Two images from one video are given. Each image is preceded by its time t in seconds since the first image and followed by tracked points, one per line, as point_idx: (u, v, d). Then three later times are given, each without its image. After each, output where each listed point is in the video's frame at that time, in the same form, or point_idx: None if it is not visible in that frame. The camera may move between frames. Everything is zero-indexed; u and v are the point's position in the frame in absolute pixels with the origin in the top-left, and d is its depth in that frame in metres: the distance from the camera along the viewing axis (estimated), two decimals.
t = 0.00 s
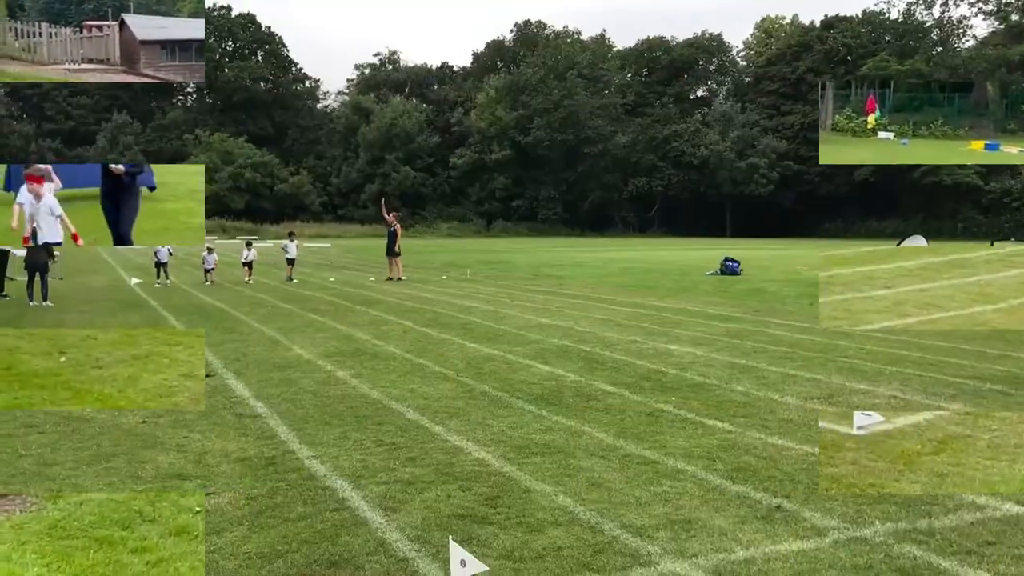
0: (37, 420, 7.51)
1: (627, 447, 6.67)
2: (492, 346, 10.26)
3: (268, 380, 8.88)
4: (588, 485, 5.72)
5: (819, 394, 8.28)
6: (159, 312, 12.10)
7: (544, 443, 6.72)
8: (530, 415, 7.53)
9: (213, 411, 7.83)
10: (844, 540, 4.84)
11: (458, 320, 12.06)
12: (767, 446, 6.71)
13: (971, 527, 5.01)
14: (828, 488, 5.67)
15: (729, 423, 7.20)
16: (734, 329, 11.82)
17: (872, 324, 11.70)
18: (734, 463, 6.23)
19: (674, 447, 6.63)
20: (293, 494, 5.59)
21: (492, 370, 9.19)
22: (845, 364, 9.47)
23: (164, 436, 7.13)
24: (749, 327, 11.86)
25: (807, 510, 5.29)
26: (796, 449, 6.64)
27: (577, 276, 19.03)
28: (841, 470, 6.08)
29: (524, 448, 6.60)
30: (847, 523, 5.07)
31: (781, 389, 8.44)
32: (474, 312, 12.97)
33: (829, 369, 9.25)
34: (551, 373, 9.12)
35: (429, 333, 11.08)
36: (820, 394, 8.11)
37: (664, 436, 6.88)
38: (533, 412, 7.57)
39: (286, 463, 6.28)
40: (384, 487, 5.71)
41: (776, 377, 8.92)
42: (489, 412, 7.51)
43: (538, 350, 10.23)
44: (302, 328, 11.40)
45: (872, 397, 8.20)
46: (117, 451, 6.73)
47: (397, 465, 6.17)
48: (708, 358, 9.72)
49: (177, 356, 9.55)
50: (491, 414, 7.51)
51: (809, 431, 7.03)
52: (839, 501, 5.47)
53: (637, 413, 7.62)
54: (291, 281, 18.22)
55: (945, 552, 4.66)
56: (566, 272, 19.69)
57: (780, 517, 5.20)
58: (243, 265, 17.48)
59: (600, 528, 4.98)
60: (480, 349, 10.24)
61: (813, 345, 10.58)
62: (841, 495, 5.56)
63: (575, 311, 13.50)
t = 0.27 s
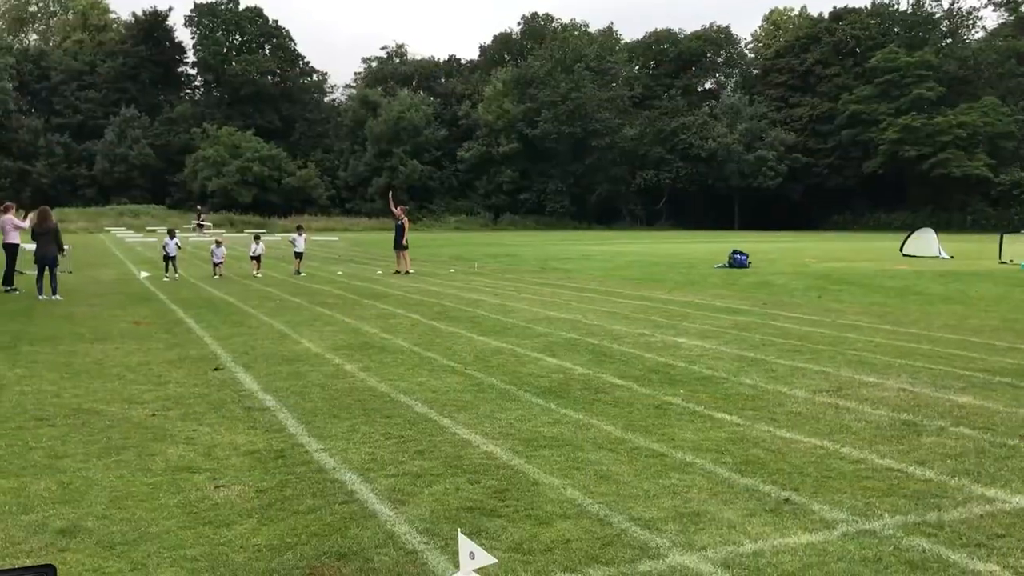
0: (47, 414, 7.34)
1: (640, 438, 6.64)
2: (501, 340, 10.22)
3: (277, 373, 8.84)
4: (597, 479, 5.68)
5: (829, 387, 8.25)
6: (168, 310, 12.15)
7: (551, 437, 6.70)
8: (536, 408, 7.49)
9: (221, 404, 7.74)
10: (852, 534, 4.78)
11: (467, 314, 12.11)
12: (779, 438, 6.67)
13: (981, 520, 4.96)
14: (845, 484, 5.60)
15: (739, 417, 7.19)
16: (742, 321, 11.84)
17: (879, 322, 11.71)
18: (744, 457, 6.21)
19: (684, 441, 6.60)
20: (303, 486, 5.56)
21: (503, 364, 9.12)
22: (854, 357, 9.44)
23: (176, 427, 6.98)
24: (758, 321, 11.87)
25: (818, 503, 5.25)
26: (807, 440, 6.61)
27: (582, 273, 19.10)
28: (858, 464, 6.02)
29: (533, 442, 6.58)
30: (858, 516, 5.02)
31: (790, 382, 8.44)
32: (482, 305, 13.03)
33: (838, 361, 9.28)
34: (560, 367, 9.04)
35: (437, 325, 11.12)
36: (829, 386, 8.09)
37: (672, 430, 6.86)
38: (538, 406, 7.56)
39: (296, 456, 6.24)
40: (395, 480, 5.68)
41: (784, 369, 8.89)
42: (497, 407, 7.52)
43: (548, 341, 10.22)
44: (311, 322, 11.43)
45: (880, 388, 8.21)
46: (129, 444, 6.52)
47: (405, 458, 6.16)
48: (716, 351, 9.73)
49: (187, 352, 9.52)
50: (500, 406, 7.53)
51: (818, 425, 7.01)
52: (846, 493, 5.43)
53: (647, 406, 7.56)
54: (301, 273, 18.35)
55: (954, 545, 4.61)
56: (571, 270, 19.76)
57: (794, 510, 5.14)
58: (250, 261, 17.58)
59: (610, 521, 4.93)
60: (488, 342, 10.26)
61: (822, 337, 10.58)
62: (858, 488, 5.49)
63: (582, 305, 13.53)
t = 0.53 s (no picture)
0: (52, 411, 7.34)
1: (643, 436, 6.61)
2: (505, 338, 10.25)
3: (281, 369, 8.86)
4: (602, 476, 5.68)
5: (836, 383, 8.22)
6: (174, 307, 12.15)
7: (555, 434, 6.69)
8: (542, 406, 7.52)
9: (227, 401, 7.75)
10: (858, 531, 4.77)
11: (471, 311, 12.10)
12: (782, 435, 6.68)
13: (988, 517, 4.94)
14: (851, 480, 5.58)
15: (742, 416, 7.18)
16: (747, 317, 11.84)
17: (888, 319, 11.72)
18: (750, 452, 6.21)
19: (689, 436, 6.61)
20: (308, 482, 5.56)
21: (507, 361, 9.14)
22: (859, 354, 9.40)
23: (181, 425, 6.97)
24: (763, 316, 11.86)
25: (824, 500, 5.24)
26: (816, 438, 6.56)
27: (587, 271, 19.07)
28: (865, 461, 6.00)
29: (538, 439, 6.58)
30: (864, 513, 5.00)
31: (796, 378, 8.41)
32: (485, 302, 13.01)
33: (844, 357, 9.26)
34: (563, 363, 9.08)
35: (442, 323, 11.15)
36: (835, 382, 8.06)
37: (677, 426, 6.86)
38: (542, 404, 7.54)
39: (302, 452, 6.24)
40: (399, 477, 5.68)
41: (789, 365, 8.88)
42: (502, 404, 7.51)
43: (553, 339, 10.25)
44: (316, 319, 11.41)
45: (887, 384, 8.18)
46: (135, 441, 6.51)
47: (411, 455, 6.17)
48: (720, 347, 9.73)
49: (193, 349, 9.52)
50: (505, 405, 7.50)
51: (823, 421, 6.99)
52: (857, 490, 5.41)
53: (652, 404, 7.54)
54: (306, 271, 18.35)
55: (962, 541, 4.60)
56: (576, 267, 19.76)
57: (801, 507, 5.12)
58: (257, 258, 17.58)
59: (616, 518, 4.93)
60: (493, 338, 10.26)
61: (825, 333, 10.58)
62: (863, 485, 5.48)
63: (584, 302, 13.56)
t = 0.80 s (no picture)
0: (55, 410, 7.34)
1: (646, 434, 6.58)
2: (507, 337, 10.23)
3: (284, 368, 8.85)
4: (605, 475, 5.66)
5: (839, 382, 8.19)
6: (177, 306, 12.14)
7: (558, 433, 6.67)
8: (545, 404, 7.49)
9: (229, 399, 7.74)
10: (862, 529, 4.75)
11: (473, 311, 12.08)
12: (786, 434, 6.65)
13: (991, 516, 4.91)
14: (853, 478, 5.57)
15: (745, 415, 7.16)
16: (750, 316, 11.82)
17: (891, 317, 11.69)
18: (753, 452, 6.19)
19: (692, 435, 6.58)
20: (310, 481, 5.55)
21: (510, 360, 9.11)
22: (862, 353, 9.37)
23: (183, 423, 6.97)
24: (767, 316, 11.83)
25: (828, 499, 5.22)
26: (818, 437, 6.53)
27: (591, 270, 19.05)
28: (868, 460, 5.98)
29: (541, 437, 6.56)
30: (868, 512, 4.99)
31: (798, 377, 8.39)
32: (488, 301, 12.98)
33: (847, 356, 9.24)
34: (566, 362, 9.07)
35: (444, 322, 11.14)
36: (837, 381, 8.03)
37: (681, 426, 6.83)
38: (545, 403, 7.52)
39: (304, 452, 6.23)
40: (401, 476, 5.68)
41: (793, 365, 8.86)
42: (504, 404, 7.49)
43: (556, 337, 10.23)
44: (318, 318, 11.40)
45: (889, 383, 8.16)
46: (137, 440, 6.51)
47: (413, 454, 6.15)
48: (723, 346, 9.71)
49: (195, 349, 9.51)
50: (508, 405, 7.48)
51: (826, 420, 6.98)
52: (860, 489, 5.38)
53: (655, 403, 7.51)
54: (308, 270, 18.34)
55: (965, 540, 4.58)
56: (579, 266, 19.75)
57: (804, 505, 5.12)
58: (260, 257, 17.58)
59: (618, 517, 4.91)
60: (496, 338, 10.24)
61: (829, 332, 10.56)
62: (866, 483, 5.47)
63: (586, 300, 13.54)
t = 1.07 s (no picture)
0: (57, 410, 7.35)
1: (646, 435, 6.59)
2: (508, 337, 10.24)
3: (285, 369, 8.87)
4: (606, 475, 5.68)
5: (840, 382, 8.20)
6: (178, 307, 12.14)
7: (559, 433, 6.69)
8: (545, 405, 7.50)
9: (230, 400, 7.75)
10: (864, 530, 4.76)
11: (474, 311, 12.10)
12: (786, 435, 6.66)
13: (992, 517, 4.92)
14: (854, 480, 5.56)
15: (747, 415, 7.16)
16: (751, 317, 11.84)
17: (891, 318, 11.71)
18: (754, 452, 6.20)
19: (693, 436, 6.60)
20: (312, 482, 5.56)
21: (511, 361, 9.12)
22: (862, 354, 9.38)
23: (184, 423, 6.98)
24: (768, 316, 11.85)
25: (830, 501, 5.22)
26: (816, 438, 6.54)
27: (592, 270, 19.08)
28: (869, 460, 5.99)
29: (542, 437, 6.58)
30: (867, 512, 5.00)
31: (799, 378, 8.40)
32: (489, 302, 13.00)
33: (847, 356, 9.26)
34: (567, 363, 9.08)
35: (445, 322, 11.15)
36: (839, 381, 8.03)
37: (681, 426, 6.84)
38: (547, 404, 7.53)
39: (306, 452, 6.23)
40: (403, 476, 5.69)
41: (793, 366, 8.86)
42: (505, 405, 7.50)
43: (557, 337, 10.25)
44: (319, 318, 11.41)
45: (892, 384, 8.16)
46: (138, 440, 6.52)
47: (414, 454, 6.16)
48: (724, 347, 9.72)
49: (196, 349, 9.51)
50: (509, 405, 7.49)
51: (827, 421, 6.98)
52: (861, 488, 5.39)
53: (655, 404, 7.52)
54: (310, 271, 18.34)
55: (966, 541, 4.59)
56: (580, 267, 19.79)
57: (806, 507, 5.12)
58: (262, 258, 17.60)
59: (620, 517, 4.92)
60: (497, 338, 10.25)
61: (830, 332, 10.57)
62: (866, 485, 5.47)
63: (587, 301, 13.56)
